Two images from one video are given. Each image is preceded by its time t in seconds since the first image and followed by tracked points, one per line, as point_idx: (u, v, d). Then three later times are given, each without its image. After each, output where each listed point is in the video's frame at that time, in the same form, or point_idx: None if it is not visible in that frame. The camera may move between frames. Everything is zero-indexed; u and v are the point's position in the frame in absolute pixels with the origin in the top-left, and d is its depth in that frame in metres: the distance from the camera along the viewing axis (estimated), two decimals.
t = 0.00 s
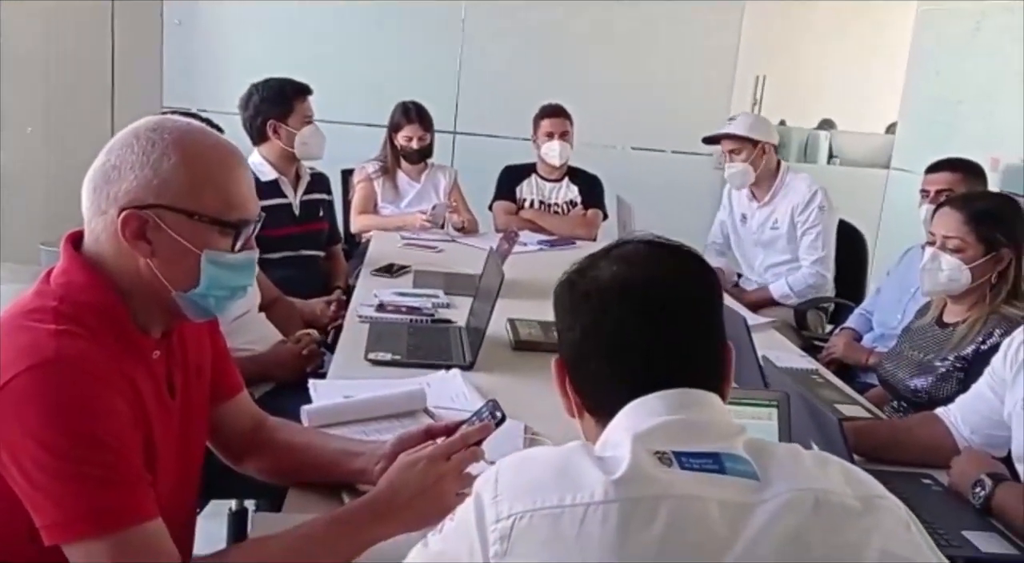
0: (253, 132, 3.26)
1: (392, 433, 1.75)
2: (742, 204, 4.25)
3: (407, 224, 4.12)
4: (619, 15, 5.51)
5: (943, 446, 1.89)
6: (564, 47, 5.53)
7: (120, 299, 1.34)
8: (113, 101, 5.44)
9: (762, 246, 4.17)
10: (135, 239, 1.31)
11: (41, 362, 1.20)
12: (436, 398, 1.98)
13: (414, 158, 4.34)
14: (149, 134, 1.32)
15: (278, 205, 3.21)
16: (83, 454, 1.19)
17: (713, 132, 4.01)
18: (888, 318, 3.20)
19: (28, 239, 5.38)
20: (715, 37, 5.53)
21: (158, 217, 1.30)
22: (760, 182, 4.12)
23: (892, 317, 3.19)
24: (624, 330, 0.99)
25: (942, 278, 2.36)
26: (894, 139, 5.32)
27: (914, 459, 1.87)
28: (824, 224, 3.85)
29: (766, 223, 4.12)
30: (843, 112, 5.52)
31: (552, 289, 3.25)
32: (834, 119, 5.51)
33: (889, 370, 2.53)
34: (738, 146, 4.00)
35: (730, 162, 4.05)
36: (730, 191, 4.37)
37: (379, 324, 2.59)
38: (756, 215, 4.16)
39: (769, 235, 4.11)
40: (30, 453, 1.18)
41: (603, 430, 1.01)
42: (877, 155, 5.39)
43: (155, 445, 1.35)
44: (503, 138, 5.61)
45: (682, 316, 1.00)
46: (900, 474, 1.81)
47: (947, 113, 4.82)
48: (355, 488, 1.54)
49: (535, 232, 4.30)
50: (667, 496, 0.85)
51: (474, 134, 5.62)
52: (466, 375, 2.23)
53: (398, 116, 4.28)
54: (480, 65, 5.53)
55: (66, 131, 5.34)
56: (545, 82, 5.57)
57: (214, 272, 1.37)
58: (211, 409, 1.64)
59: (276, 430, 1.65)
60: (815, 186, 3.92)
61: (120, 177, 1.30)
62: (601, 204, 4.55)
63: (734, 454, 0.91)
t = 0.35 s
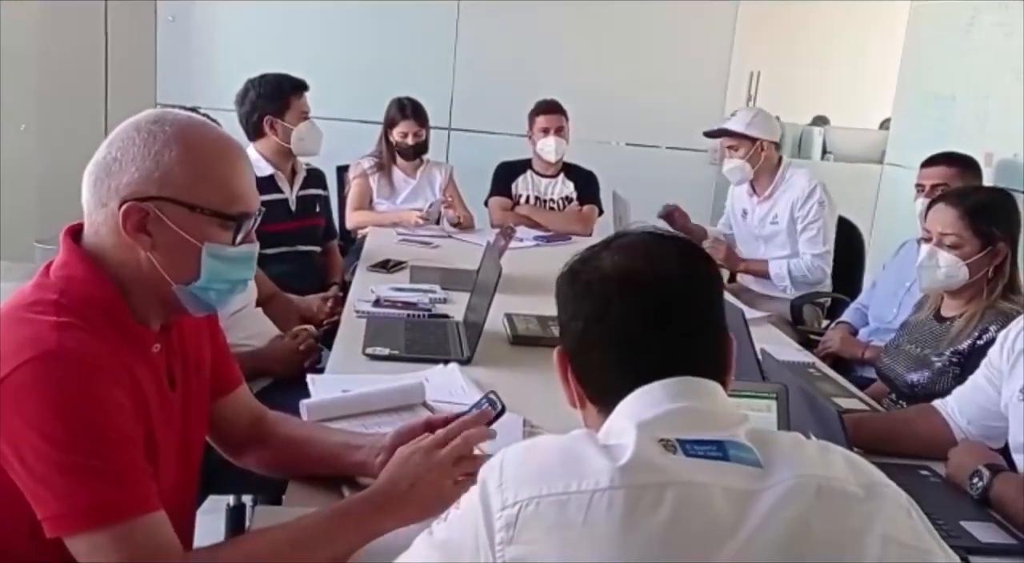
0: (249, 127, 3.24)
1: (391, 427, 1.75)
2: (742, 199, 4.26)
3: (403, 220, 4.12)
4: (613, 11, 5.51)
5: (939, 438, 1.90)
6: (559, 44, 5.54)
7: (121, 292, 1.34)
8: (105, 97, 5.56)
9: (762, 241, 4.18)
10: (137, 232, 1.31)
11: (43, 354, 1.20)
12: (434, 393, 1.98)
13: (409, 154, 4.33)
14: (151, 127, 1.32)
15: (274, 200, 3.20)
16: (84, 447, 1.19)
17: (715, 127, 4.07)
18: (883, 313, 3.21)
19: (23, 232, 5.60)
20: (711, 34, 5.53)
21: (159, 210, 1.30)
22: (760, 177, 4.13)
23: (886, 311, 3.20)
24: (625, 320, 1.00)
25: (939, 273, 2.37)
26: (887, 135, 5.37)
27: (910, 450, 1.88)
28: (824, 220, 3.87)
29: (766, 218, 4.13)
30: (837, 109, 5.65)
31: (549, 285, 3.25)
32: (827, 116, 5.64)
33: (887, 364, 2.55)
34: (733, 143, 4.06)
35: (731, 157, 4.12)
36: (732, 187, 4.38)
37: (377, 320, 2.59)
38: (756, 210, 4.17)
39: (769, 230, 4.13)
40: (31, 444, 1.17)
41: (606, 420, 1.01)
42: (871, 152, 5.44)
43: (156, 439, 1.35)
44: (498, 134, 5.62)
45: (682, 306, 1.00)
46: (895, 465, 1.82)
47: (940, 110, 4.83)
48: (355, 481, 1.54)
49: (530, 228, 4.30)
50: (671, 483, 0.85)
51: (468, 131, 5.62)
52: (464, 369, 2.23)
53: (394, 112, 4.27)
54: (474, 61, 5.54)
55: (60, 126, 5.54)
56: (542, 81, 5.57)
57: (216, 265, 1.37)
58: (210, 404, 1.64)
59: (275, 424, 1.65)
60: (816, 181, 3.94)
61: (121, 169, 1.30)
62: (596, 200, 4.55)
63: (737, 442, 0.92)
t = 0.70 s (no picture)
0: (242, 121, 3.22)
1: (388, 419, 1.75)
2: (741, 190, 4.30)
3: (397, 214, 4.11)
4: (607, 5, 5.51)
5: (935, 427, 1.91)
6: (553, 38, 5.53)
7: (119, 284, 1.34)
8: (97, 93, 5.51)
9: (755, 231, 4.19)
10: (136, 225, 1.30)
11: (41, 346, 1.20)
12: (431, 384, 1.98)
13: (403, 148, 4.32)
14: (148, 119, 1.31)
15: (268, 194, 3.20)
16: (83, 438, 1.18)
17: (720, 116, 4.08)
18: (878, 304, 3.22)
19: (15, 230, 5.46)
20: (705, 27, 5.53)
21: (158, 203, 1.30)
22: (759, 165, 4.17)
23: (881, 302, 3.21)
24: (625, 310, 0.99)
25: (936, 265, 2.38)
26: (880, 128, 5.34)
27: (907, 439, 1.89)
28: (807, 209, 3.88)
29: (759, 208, 4.15)
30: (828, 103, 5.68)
31: (544, 278, 3.25)
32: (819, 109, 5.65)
33: (883, 355, 2.56)
34: (738, 130, 4.09)
35: (732, 145, 4.14)
36: (730, 179, 4.41)
37: (372, 312, 2.59)
38: (751, 200, 4.20)
39: (760, 220, 4.15)
40: (27, 437, 1.17)
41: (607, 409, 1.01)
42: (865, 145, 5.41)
43: (157, 430, 1.35)
44: (492, 129, 5.61)
45: (681, 294, 1.00)
46: (892, 455, 1.82)
47: (938, 102, 4.77)
48: (354, 474, 1.54)
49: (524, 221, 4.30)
50: (672, 470, 0.85)
51: (461, 125, 5.61)
52: (460, 361, 2.23)
53: (387, 105, 4.25)
54: (468, 55, 5.52)
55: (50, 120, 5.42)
56: (536, 74, 5.56)
57: (215, 258, 1.37)
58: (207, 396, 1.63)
59: (273, 417, 1.65)
60: (805, 171, 3.95)
61: (119, 162, 1.30)
62: (591, 194, 4.55)
63: (737, 430, 0.92)
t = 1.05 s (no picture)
0: (264, 103, 3.22)
1: (417, 398, 1.75)
2: (765, 167, 4.25)
3: (420, 195, 4.11)
4: None
5: (968, 405, 1.88)
6: (573, 17, 5.50)
7: (152, 264, 1.34)
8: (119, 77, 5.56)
9: (779, 209, 4.14)
10: (170, 205, 1.31)
11: (75, 326, 1.21)
12: (459, 364, 1.98)
13: (425, 129, 4.31)
14: (182, 100, 1.31)
15: (292, 177, 3.20)
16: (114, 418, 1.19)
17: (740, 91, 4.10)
18: (906, 282, 3.19)
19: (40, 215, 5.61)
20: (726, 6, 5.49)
21: (192, 183, 1.30)
22: (782, 141, 4.12)
23: (909, 280, 3.18)
24: (661, 284, 0.98)
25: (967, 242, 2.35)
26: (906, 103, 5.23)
27: (940, 418, 1.87)
28: (830, 186, 3.84)
29: (782, 185, 4.10)
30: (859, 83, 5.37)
31: (569, 258, 3.24)
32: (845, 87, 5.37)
33: (912, 333, 2.53)
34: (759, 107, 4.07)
35: (754, 122, 4.11)
36: (755, 158, 4.36)
37: (398, 294, 2.59)
38: (774, 177, 4.15)
39: (783, 197, 4.10)
40: (61, 415, 1.18)
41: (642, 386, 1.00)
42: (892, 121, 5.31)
43: (189, 411, 1.36)
44: (512, 109, 5.60)
45: (717, 268, 0.99)
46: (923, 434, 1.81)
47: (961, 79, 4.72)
48: (384, 453, 1.54)
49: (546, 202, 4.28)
50: (712, 446, 0.84)
51: (482, 105, 5.59)
52: (486, 342, 2.23)
53: (408, 86, 4.24)
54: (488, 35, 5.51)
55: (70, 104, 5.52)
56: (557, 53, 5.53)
57: (248, 238, 1.38)
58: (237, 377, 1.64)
59: (304, 397, 1.66)
60: (829, 148, 3.91)
61: (154, 142, 1.30)
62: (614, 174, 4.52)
63: (777, 407, 0.91)
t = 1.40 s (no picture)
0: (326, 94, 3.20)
1: (481, 388, 1.73)
2: (836, 155, 4.10)
3: (481, 185, 4.08)
4: None
5: None
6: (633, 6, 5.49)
7: (214, 251, 1.34)
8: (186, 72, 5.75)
9: (848, 198, 3.99)
10: (233, 191, 1.30)
11: (140, 313, 1.21)
12: (521, 355, 1.95)
13: (486, 119, 4.29)
14: (244, 84, 1.30)
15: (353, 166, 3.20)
16: (178, 405, 1.18)
17: (809, 80, 4.00)
18: (985, 273, 3.06)
19: (116, 205, 5.93)
20: None
21: (255, 169, 1.29)
22: (855, 129, 3.99)
23: (989, 271, 3.05)
24: (739, 269, 0.93)
25: None
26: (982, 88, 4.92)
27: None
28: (902, 173, 3.69)
29: (853, 172, 3.96)
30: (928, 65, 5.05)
31: (631, 248, 3.19)
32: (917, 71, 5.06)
33: (994, 326, 2.42)
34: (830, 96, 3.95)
35: (824, 112, 4.01)
36: (829, 148, 4.23)
37: (460, 284, 2.56)
38: (845, 165, 4.01)
39: (854, 185, 3.96)
40: (126, 402, 1.18)
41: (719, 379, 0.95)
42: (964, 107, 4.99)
43: (252, 400, 1.35)
44: (572, 98, 5.59)
45: (799, 251, 0.93)
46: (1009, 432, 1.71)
47: None
48: (447, 444, 1.51)
49: (608, 192, 4.22)
50: (796, 441, 0.79)
51: (542, 95, 5.59)
52: (547, 333, 2.19)
53: (470, 76, 4.23)
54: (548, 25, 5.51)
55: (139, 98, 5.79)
56: (616, 43, 5.53)
57: (311, 225, 1.37)
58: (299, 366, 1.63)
59: (365, 386, 1.64)
60: (900, 133, 3.76)
61: (217, 128, 1.29)
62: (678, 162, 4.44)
63: (864, 401, 0.86)
